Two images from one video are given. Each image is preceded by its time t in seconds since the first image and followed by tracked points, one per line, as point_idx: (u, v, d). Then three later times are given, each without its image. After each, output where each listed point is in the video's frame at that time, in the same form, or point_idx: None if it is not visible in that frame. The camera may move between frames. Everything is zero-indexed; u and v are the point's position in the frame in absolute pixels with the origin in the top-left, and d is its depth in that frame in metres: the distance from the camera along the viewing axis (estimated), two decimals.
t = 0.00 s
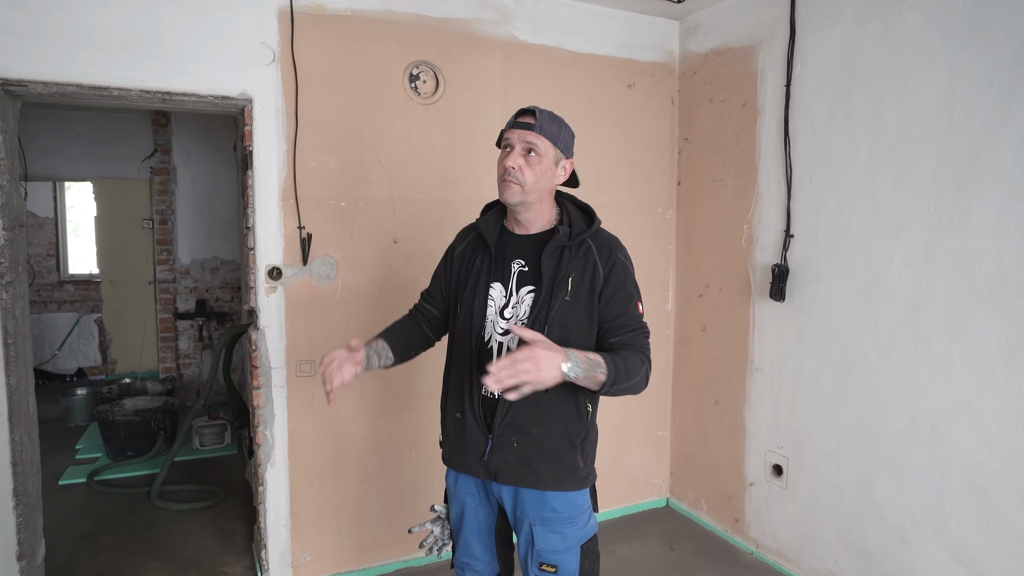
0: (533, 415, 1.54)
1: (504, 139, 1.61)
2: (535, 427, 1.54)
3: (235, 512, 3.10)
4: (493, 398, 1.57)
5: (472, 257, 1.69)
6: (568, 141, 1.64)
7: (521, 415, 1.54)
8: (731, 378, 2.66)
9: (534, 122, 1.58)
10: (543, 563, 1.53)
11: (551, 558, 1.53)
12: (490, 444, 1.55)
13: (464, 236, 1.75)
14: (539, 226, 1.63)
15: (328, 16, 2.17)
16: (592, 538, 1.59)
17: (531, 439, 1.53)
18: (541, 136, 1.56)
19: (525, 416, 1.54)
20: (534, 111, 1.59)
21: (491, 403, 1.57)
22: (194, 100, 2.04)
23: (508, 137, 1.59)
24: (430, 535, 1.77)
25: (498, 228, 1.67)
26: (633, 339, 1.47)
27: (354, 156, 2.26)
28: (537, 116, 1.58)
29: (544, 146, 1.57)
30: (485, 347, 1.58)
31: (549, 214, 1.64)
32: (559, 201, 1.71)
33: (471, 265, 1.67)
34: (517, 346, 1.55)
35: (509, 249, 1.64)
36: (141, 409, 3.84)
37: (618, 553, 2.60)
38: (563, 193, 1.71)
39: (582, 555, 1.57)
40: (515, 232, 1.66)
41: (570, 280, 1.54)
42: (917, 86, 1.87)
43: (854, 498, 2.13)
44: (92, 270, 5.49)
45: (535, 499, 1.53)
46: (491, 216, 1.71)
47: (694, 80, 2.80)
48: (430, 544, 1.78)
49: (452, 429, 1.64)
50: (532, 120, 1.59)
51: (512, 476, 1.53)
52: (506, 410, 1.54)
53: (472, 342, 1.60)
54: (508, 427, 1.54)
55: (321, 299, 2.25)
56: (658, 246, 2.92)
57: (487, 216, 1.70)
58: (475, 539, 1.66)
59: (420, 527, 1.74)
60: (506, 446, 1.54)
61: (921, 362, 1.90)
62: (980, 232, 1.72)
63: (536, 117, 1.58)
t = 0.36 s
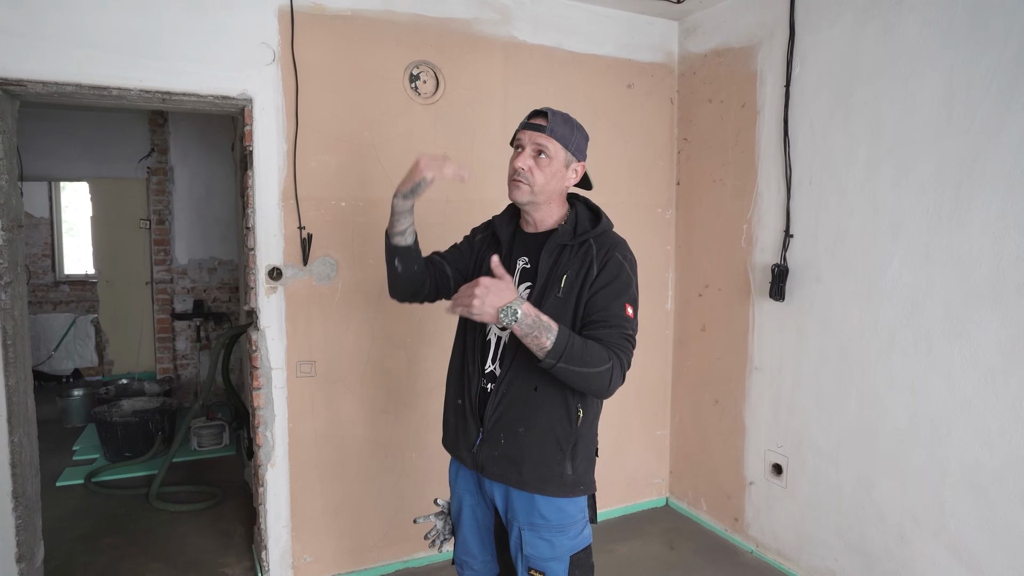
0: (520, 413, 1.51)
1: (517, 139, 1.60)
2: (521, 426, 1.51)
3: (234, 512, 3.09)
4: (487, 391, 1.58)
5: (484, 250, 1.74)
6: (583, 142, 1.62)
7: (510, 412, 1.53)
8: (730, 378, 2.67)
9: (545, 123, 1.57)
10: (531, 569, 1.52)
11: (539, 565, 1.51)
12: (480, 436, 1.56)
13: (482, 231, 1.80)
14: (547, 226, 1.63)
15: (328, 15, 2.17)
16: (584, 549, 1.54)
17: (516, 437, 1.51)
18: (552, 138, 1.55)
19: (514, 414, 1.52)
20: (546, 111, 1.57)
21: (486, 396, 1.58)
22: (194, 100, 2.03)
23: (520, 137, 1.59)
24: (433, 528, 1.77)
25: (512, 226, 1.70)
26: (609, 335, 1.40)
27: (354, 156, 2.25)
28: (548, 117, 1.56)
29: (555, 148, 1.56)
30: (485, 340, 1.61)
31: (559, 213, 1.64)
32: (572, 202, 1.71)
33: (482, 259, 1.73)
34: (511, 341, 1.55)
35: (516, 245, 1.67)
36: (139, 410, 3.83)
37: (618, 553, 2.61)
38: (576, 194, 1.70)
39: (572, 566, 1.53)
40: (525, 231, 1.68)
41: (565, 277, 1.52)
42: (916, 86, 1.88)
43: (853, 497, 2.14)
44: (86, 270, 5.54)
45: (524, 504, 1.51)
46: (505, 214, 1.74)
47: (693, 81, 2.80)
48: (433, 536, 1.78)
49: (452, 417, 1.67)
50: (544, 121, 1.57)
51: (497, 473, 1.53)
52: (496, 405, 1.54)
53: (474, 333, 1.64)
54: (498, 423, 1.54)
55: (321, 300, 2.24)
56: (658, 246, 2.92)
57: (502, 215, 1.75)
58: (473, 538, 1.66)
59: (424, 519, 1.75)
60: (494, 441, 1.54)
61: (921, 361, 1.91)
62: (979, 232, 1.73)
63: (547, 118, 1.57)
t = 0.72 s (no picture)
0: (536, 416, 1.52)
1: (529, 139, 1.60)
2: (537, 428, 1.52)
3: (232, 512, 3.09)
4: (500, 392, 1.58)
5: (492, 246, 1.71)
6: (595, 145, 1.62)
7: (525, 414, 1.53)
8: (728, 377, 2.68)
9: (558, 125, 1.57)
10: (545, 565, 1.54)
11: (553, 560, 1.53)
12: (493, 437, 1.56)
13: (488, 224, 1.77)
14: (558, 228, 1.64)
15: (328, 15, 2.17)
16: (596, 544, 1.58)
17: (532, 439, 1.52)
18: (565, 140, 1.55)
19: (529, 415, 1.53)
20: (559, 113, 1.57)
21: (499, 397, 1.58)
22: (194, 99, 2.03)
23: (532, 138, 1.59)
24: (439, 529, 1.76)
25: (520, 223, 1.69)
26: (638, 346, 1.48)
27: (354, 155, 2.26)
28: (562, 119, 1.56)
29: (568, 150, 1.56)
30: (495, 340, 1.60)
31: (570, 215, 1.64)
32: (580, 202, 1.72)
33: (490, 255, 1.70)
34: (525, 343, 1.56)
35: (527, 244, 1.66)
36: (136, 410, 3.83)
37: (617, 551, 2.62)
38: (585, 195, 1.72)
39: (586, 560, 1.56)
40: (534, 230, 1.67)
41: (584, 282, 1.54)
42: (913, 86, 1.89)
43: (851, 494, 2.16)
44: (80, 270, 5.55)
45: (538, 500, 1.53)
46: (512, 211, 1.73)
47: (691, 81, 2.82)
48: (439, 538, 1.78)
49: (460, 414, 1.67)
50: (556, 122, 1.57)
51: (512, 472, 1.54)
52: (510, 407, 1.53)
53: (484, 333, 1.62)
54: (511, 425, 1.54)
55: (321, 299, 2.25)
56: (656, 245, 2.93)
57: (510, 210, 1.73)
58: (483, 537, 1.67)
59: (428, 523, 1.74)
60: (508, 442, 1.54)
61: (918, 360, 1.92)
62: (976, 231, 1.75)
63: (560, 119, 1.57)
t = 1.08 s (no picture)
0: (547, 412, 1.55)
1: (536, 139, 1.59)
2: (549, 424, 1.55)
3: (231, 512, 3.09)
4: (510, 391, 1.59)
5: (494, 247, 1.70)
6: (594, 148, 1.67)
7: (536, 410, 1.56)
8: (726, 375, 2.70)
9: (567, 127, 1.59)
10: (557, 559, 1.56)
11: (565, 554, 1.55)
12: (504, 435, 1.57)
13: (486, 223, 1.75)
14: (560, 227, 1.65)
15: (328, 15, 2.18)
16: (606, 535, 1.61)
17: (544, 435, 1.55)
18: (575, 143, 1.58)
19: (540, 412, 1.56)
20: (568, 115, 1.59)
21: (507, 396, 1.60)
22: (194, 99, 2.04)
23: (540, 138, 1.59)
24: (442, 530, 1.78)
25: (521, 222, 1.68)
26: (647, 343, 1.54)
27: (353, 155, 2.26)
28: (571, 122, 1.59)
29: (576, 152, 1.59)
30: (503, 340, 1.60)
31: (571, 214, 1.67)
32: (578, 201, 1.74)
33: (492, 256, 1.68)
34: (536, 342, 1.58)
35: (529, 243, 1.66)
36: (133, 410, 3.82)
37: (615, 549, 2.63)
38: (583, 193, 1.74)
39: (596, 551, 1.59)
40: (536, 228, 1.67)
41: (591, 280, 1.57)
42: (909, 86, 1.92)
43: (848, 491, 2.17)
44: (75, 270, 5.53)
45: (550, 495, 1.55)
46: (511, 210, 1.72)
47: (688, 81, 2.83)
48: (442, 540, 1.79)
49: (467, 415, 1.67)
50: (565, 124, 1.59)
51: (524, 470, 1.55)
52: (521, 405, 1.55)
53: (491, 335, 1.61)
54: (523, 422, 1.56)
55: (321, 299, 2.25)
56: (654, 245, 2.95)
57: (510, 209, 1.72)
58: (490, 536, 1.67)
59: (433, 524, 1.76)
60: (519, 439, 1.55)
61: (914, 358, 1.94)
62: (970, 230, 1.77)
63: (570, 122, 1.59)
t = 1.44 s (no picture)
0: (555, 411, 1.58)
1: (536, 141, 1.60)
2: (557, 422, 1.59)
3: (228, 511, 3.09)
4: (516, 395, 1.60)
5: (481, 256, 1.68)
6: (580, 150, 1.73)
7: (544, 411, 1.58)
8: (721, 374, 2.71)
9: (565, 130, 1.63)
10: (566, 552, 1.58)
11: (574, 546, 1.58)
12: (514, 442, 1.58)
13: (468, 236, 1.73)
14: (552, 228, 1.67)
15: (326, 16, 2.18)
16: (608, 524, 1.66)
17: (554, 433, 1.58)
18: (574, 146, 1.62)
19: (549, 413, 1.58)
20: (565, 118, 1.63)
21: (513, 401, 1.60)
22: (192, 99, 2.04)
23: (540, 140, 1.60)
24: (441, 536, 1.79)
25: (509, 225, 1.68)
26: (643, 334, 1.65)
27: (351, 155, 2.27)
28: (569, 125, 1.62)
29: (574, 155, 1.63)
30: (505, 347, 1.60)
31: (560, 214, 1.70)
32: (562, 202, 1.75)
33: (481, 264, 1.67)
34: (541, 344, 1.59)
35: (519, 248, 1.66)
36: (129, 410, 3.82)
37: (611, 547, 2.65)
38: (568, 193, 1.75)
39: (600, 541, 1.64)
40: (524, 231, 1.68)
41: (589, 278, 1.60)
42: (902, 88, 1.94)
43: (842, 489, 2.20)
44: (69, 270, 5.54)
45: (557, 489, 1.58)
46: (496, 215, 1.70)
47: (684, 82, 2.85)
48: (440, 545, 1.80)
49: (468, 430, 1.65)
50: (563, 127, 1.63)
51: (540, 472, 1.57)
52: (530, 408, 1.57)
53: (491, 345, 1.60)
54: (532, 424, 1.57)
55: (319, 298, 2.26)
56: (650, 245, 2.96)
57: (493, 216, 1.70)
58: (492, 535, 1.68)
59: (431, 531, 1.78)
60: (531, 442, 1.57)
61: (907, 357, 1.96)
62: (962, 230, 1.79)
63: (567, 125, 1.63)
